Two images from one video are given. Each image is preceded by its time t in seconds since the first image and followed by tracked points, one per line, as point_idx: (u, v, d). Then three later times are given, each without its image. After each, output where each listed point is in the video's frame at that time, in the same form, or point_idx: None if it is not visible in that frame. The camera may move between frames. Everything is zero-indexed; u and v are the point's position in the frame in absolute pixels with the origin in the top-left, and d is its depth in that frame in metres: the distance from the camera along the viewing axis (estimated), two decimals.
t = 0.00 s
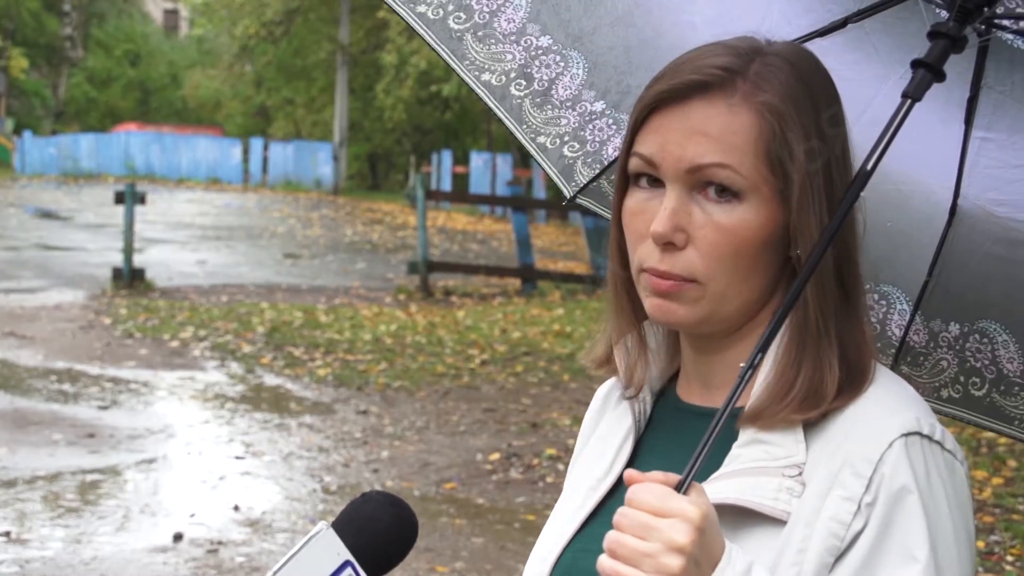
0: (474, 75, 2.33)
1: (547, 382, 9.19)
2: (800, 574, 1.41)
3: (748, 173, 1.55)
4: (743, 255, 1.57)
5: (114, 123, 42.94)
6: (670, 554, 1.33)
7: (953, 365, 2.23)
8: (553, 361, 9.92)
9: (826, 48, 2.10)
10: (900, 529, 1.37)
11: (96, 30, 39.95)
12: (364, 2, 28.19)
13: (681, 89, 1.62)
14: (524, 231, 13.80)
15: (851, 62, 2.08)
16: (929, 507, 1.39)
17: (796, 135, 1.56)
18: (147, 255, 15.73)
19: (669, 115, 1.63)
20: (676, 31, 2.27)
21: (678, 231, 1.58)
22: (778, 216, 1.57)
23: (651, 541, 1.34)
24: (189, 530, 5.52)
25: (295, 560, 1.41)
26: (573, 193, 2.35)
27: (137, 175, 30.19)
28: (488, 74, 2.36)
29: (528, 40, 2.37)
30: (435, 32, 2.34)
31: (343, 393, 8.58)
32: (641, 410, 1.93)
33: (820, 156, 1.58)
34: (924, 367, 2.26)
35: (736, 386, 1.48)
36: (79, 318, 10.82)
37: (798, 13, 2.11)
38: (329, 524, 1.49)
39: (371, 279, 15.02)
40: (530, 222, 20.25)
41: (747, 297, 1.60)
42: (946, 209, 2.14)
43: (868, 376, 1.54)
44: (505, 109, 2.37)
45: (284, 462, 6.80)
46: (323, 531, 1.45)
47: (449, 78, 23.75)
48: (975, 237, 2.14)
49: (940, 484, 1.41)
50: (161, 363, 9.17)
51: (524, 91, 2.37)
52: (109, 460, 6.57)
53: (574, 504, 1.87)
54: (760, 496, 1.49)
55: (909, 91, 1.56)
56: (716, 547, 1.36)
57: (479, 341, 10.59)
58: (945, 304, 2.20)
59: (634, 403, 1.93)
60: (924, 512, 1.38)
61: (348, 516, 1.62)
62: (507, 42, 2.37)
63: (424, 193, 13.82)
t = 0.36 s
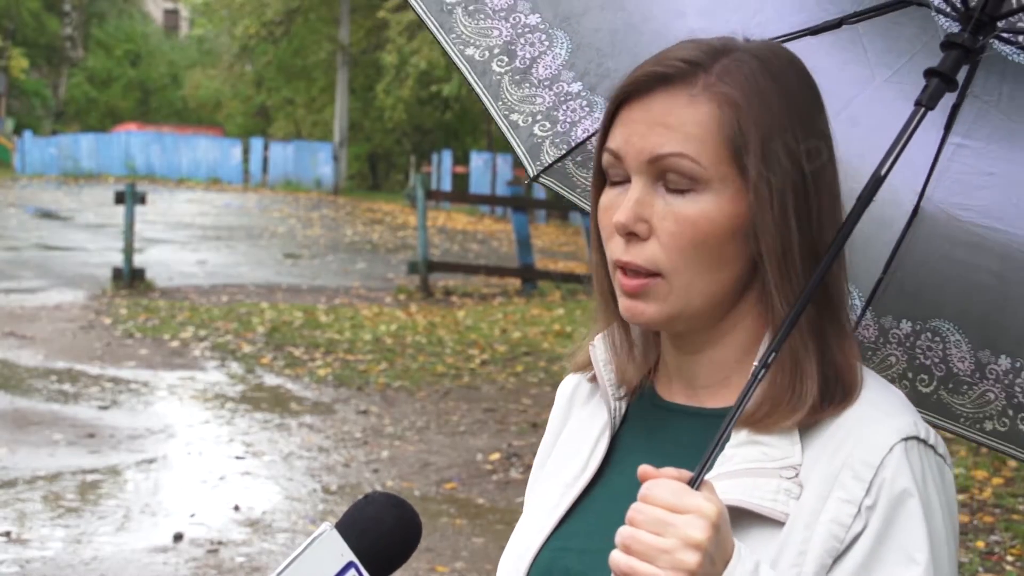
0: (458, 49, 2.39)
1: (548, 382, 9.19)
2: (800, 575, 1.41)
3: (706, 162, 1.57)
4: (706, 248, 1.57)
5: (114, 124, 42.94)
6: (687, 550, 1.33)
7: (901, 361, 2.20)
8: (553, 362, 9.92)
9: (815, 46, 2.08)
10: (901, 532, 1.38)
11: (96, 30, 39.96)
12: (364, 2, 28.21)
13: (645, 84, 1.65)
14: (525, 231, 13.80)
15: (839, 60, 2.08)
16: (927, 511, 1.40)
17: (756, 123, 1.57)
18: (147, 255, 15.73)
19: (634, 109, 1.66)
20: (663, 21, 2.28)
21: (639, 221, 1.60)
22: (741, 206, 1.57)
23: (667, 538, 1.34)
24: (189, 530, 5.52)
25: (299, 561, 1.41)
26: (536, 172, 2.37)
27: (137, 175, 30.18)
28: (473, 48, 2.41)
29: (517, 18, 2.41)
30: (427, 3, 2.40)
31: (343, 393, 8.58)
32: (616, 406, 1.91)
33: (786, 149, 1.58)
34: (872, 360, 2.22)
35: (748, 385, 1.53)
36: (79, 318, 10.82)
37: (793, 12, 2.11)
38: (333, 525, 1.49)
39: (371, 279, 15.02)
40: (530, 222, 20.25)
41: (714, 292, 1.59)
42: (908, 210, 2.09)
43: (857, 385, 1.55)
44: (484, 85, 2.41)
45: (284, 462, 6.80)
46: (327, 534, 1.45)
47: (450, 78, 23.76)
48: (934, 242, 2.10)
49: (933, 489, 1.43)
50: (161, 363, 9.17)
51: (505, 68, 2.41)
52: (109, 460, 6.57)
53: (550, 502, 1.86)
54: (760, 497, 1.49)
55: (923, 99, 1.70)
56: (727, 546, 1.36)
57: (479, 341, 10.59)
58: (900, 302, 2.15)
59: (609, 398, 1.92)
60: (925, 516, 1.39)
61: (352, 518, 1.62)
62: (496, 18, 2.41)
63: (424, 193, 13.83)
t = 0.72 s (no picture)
0: (414, 41, 2.35)
1: (548, 382, 9.19)
2: (764, 570, 1.41)
3: (655, 136, 1.62)
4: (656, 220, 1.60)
5: (114, 123, 42.92)
6: (637, 543, 1.35)
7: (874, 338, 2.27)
8: (553, 361, 9.93)
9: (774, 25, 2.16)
10: (864, 526, 1.36)
11: (96, 30, 39.96)
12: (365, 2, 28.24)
13: (621, 66, 1.72)
14: (525, 231, 13.80)
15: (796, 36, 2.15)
16: (897, 503, 1.37)
17: (703, 96, 1.59)
18: (147, 255, 15.73)
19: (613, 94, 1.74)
20: (620, 9, 2.35)
21: (598, 197, 1.67)
22: (686, 179, 1.59)
23: (620, 531, 1.36)
24: (189, 530, 5.52)
25: (295, 561, 1.40)
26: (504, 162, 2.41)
27: (137, 175, 30.18)
28: (429, 40, 2.38)
29: (472, 7, 2.40)
30: None
31: (344, 393, 8.58)
32: (620, 391, 1.95)
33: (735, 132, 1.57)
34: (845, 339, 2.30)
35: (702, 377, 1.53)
36: (79, 318, 10.81)
37: None
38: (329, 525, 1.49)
39: (372, 279, 15.02)
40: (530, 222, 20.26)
41: (668, 268, 1.62)
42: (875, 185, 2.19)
43: (822, 374, 1.52)
44: (443, 75, 2.39)
45: (284, 462, 6.79)
46: (322, 533, 1.44)
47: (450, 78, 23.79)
48: (901, 217, 2.21)
49: (908, 478, 1.39)
50: (161, 363, 9.17)
51: (462, 57, 2.40)
52: (109, 460, 6.57)
53: (555, 488, 1.90)
54: (727, 490, 1.49)
55: (876, 83, 1.65)
56: (684, 538, 1.37)
57: (479, 341, 10.59)
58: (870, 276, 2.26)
59: (610, 384, 1.95)
60: (890, 509, 1.36)
61: (349, 517, 1.62)
62: (450, 9, 2.40)
63: (424, 192, 13.83)
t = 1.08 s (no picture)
0: (455, 55, 2.33)
1: (548, 382, 9.20)
2: None
3: (657, 131, 1.64)
4: (656, 214, 1.62)
5: (114, 123, 42.94)
6: (624, 556, 1.35)
7: (944, 338, 2.29)
8: (553, 361, 9.93)
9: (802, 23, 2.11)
10: (864, 542, 1.30)
11: (97, 30, 39.98)
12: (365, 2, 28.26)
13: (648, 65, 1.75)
14: (525, 230, 13.80)
15: (829, 33, 2.07)
16: (898, 517, 1.30)
17: (699, 91, 1.59)
18: (147, 255, 15.74)
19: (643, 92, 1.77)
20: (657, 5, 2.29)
21: (611, 192, 1.71)
22: (681, 172, 1.59)
23: (607, 544, 1.37)
24: (189, 530, 5.52)
25: (299, 560, 1.41)
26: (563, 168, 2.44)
27: (137, 175, 30.19)
28: (467, 52, 2.36)
29: (505, 18, 2.40)
30: (411, 13, 2.31)
31: (344, 393, 8.58)
32: (651, 387, 1.95)
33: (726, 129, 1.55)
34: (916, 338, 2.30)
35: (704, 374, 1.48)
36: (80, 318, 10.82)
37: None
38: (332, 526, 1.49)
39: (372, 279, 15.02)
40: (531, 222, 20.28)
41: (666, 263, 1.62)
42: (935, 181, 2.14)
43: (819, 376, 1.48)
44: (487, 87, 2.40)
45: (284, 462, 6.80)
46: (324, 534, 1.45)
47: (450, 78, 23.83)
48: (963, 213, 2.15)
49: (912, 490, 1.32)
50: (161, 363, 9.17)
51: (504, 68, 2.41)
52: (109, 460, 6.57)
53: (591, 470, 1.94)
54: (729, 499, 1.44)
55: (877, 81, 1.54)
56: (677, 547, 1.36)
57: (479, 341, 10.59)
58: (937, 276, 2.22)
59: (641, 375, 1.96)
60: (890, 524, 1.30)
61: (352, 518, 1.62)
62: (484, 21, 2.38)
63: (424, 192, 13.82)
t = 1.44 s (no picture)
0: (503, 60, 2.43)
1: (548, 382, 9.20)
2: None
3: (657, 131, 1.65)
4: (655, 216, 1.64)
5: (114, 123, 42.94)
6: (621, 570, 1.36)
7: (1003, 354, 2.24)
8: (553, 361, 9.93)
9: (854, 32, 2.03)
10: (865, 560, 1.30)
11: (97, 30, 39.98)
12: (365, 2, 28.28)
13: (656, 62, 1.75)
14: (525, 231, 13.80)
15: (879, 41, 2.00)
16: (898, 535, 1.30)
17: (696, 90, 1.59)
18: (147, 255, 15.75)
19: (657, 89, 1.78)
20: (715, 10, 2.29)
21: (619, 192, 1.72)
22: (678, 172, 1.60)
23: (605, 558, 1.38)
24: (190, 530, 5.53)
25: (298, 561, 1.41)
26: (618, 171, 2.43)
27: (138, 175, 30.20)
28: (517, 58, 2.46)
29: (555, 25, 2.48)
30: (460, 20, 2.41)
31: (344, 393, 8.58)
32: (668, 390, 1.93)
33: (717, 130, 1.55)
34: (975, 355, 2.26)
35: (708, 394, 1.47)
36: (80, 318, 10.82)
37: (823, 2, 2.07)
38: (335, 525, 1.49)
39: (372, 279, 15.02)
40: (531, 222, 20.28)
41: (667, 263, 1.63)
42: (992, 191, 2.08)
43: (827, 387, 1.47)
44: (538, 91, 2.49)
45: (284, 462, 6.80)
46: (326, 534, 1.45)
47: (450, 78, 23.84)
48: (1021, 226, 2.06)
49: (913, 507, 1.31)
50: (162, 363, 9.17)
51: (555, 74, 2.49)
52: (109, 460, 6.57)
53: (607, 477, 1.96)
54: (733, 514, 1.44)
55: (904, 92, 1.47)
56: (677, 561, 1.36)
57: (480, 341, 10.59)
58: (996, 294, 2.16)
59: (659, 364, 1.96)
60: (890, 543, 1.29)
61: (354, 517, 1.62)
62: (533, 27, 2.47)
63: (424, 192, 13.82)
